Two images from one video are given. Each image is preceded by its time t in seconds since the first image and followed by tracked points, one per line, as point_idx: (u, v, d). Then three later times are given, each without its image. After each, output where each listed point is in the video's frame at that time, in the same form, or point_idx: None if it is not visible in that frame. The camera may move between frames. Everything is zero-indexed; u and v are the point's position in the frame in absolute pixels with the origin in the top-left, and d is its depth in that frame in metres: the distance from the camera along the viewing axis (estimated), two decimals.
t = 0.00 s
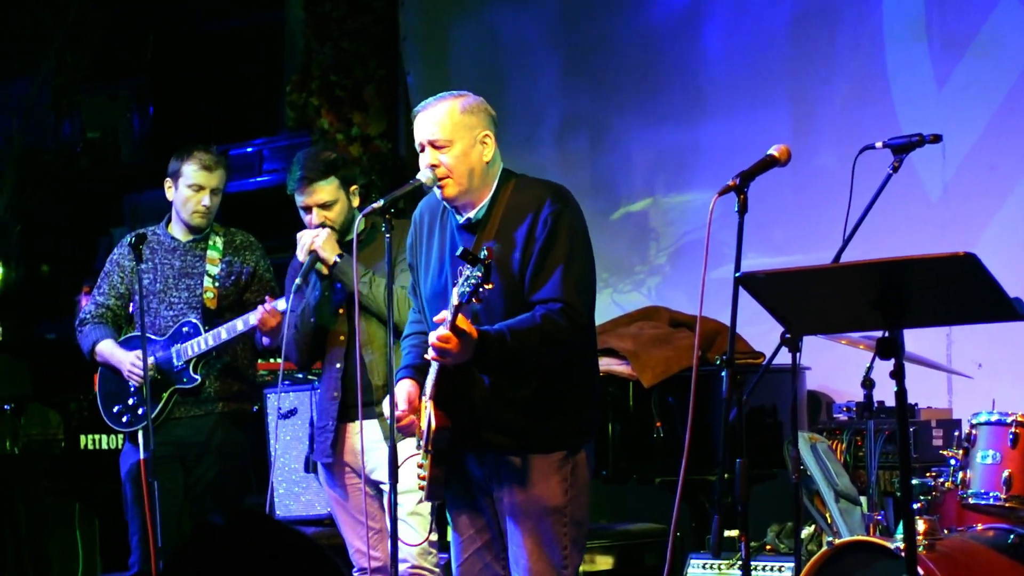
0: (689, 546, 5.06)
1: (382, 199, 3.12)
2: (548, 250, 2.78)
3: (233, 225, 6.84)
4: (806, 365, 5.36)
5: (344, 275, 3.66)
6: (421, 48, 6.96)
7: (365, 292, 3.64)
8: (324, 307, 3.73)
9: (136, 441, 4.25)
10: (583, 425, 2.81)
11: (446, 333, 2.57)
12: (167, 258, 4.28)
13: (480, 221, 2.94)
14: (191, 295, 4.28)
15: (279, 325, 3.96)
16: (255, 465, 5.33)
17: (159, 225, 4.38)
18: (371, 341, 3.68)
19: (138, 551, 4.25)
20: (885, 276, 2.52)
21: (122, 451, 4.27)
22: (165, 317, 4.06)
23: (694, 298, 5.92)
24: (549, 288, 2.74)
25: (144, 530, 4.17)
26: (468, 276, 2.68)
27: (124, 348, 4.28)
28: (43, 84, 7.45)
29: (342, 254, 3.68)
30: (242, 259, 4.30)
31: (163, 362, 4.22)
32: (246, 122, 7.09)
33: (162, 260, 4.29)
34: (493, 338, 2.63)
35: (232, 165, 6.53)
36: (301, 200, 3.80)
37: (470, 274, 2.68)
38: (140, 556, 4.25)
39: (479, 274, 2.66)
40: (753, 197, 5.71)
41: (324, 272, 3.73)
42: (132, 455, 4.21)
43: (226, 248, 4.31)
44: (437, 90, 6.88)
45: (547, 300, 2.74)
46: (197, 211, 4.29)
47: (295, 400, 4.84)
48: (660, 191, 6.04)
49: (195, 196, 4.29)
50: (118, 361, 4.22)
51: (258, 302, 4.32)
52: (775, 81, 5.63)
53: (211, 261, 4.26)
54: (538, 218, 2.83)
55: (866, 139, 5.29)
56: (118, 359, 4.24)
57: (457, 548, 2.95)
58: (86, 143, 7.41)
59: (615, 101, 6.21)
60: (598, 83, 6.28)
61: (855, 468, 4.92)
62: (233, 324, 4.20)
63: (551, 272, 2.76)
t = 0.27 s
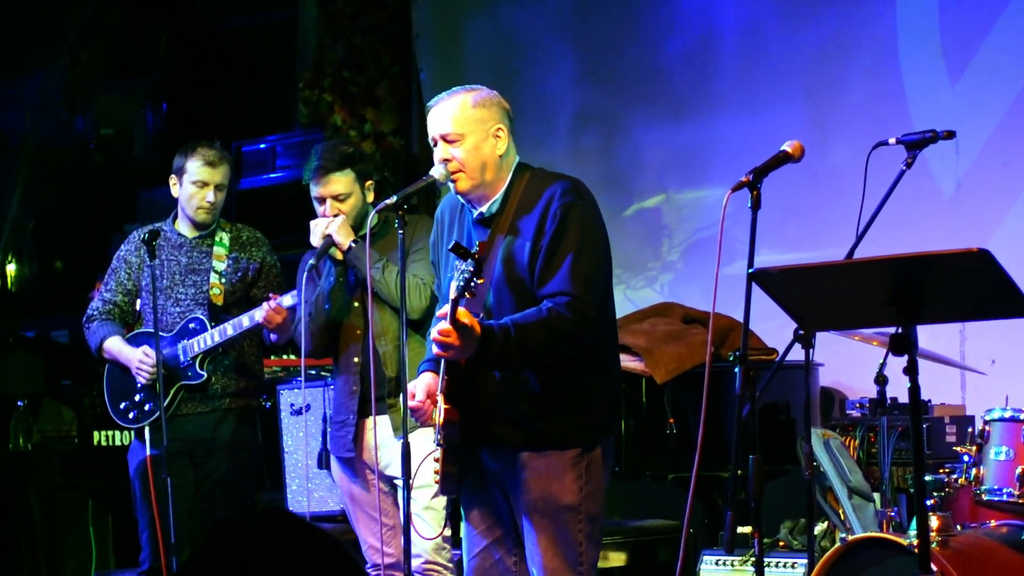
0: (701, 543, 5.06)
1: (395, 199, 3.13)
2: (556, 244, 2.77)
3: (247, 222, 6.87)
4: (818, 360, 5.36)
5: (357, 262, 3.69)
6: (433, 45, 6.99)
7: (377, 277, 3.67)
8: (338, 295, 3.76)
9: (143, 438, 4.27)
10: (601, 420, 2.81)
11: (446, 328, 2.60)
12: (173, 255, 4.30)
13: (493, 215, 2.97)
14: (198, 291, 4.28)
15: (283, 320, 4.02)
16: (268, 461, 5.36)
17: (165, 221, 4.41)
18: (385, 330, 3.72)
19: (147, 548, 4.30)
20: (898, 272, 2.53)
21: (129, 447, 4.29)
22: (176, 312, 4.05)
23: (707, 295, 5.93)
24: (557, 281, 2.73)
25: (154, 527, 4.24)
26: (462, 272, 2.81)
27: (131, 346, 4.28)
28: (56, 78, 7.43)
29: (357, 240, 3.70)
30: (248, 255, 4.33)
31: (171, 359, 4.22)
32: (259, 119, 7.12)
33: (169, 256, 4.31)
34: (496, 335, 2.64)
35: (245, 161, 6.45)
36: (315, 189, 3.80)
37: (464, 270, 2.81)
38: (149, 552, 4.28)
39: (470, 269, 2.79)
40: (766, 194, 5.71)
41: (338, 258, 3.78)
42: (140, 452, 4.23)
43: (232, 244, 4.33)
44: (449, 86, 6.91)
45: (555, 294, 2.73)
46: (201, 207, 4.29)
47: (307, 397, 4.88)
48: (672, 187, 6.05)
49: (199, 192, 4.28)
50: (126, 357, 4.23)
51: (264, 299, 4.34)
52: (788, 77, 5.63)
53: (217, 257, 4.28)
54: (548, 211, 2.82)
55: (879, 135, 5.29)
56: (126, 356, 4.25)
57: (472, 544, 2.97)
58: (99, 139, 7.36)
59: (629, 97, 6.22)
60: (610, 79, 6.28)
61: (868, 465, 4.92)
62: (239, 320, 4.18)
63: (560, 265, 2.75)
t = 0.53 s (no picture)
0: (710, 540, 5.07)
1: (404, 194, 3.14)
2: (563, 241, 2.77)
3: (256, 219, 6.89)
4: (827, 358, 5.36)
5: (367, 257, 3.66)
6: (443, 42, 7.00)
7: (387, 273, 3.66)
8: (348, 288, 3.79)
9: (144, 435, 4.26)
10: (618, 415, 2.81)
11: (451, 331, 2.62)
12: (174, 253, 4.30)
13: (504, 212, 2.98)
14: (199, 289, 4.28)
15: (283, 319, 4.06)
16: (276, 457, 5.38)
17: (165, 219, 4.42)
18: (392, 325, 3.73)
19: (152, 545, 4.31)
20: (907, 270, 2.53)
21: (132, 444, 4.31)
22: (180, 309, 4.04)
23: (716, 292, 5.92)
24: (566, 279, 2.72)
25: (158, 524, 4.24)
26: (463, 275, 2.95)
27: (134, 344, 4.28)
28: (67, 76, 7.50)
29: (367, 236, 3.65)
30: (249, 252, 4.34)
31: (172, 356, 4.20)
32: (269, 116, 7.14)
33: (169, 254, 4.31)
34: (500, 335, 2.63)
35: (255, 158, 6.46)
36: (325, 186, 3.81)
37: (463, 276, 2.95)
38: (154, 550, 4.26)
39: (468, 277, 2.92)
40: (774, 191, 5.70)
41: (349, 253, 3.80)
42: (142, 450, 4.25)
43: (232, 241, 4.34)
44: (458, 83, 6.91)
45: (562, 292, 2.72)
46: (200, 204, 4.27)
47: (316, 394, 4.89)
48: (682, 184, 6.04)
49: (198, 189, 4.26)
50: (129, 357, 4.23)
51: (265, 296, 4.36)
52: (797, 74, 5.62)
53: (218, 254, 4.28)
54: (554, 207, 2.82)
55: (889, 132, 5.28)
56: (128, 354, 4.25)
57: (487, 540, 2.99)
58: (108, 135, 7.28)
59: (638, 95, 6.22)
60: (619, 76, 6.29)
61: (877, 463, 4.92)
62: (239, 316, 4.15)
63: (566, 262, 2.74)
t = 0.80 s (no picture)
0: (715, 538, 5.07)
1: (410, 192, 3.16)
2: (572, 242, 2.77)
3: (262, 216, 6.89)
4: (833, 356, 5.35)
5: (374, 257, 3.69)
6: (450, 40, 7.00)
7: (394, 273, 3.68)
8: (356, 286, 3.79)
9: (144, 432, 4.26)
10: (634, 414, 2.82)
11: (454, 339, 2.66)
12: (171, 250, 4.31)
13: (518, 213, 2.98)
14: (197, 285, 4.30)
15: (275, 315, 4.16)
16: (282, 454, 5.38)
17: (163, 215, 4.41)
18: (399, 325, 3.75)
19: (155, 543, 4.31)
20: (914, 269, 2.53)
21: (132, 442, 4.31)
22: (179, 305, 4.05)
23: (723, 290, 5.92)
24: (575, 282, 2.72)
25: (161, 522, 4.23)
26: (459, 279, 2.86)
27: (131, 340, 4.27)
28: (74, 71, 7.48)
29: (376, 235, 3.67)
30: (246, 249, 4.36)
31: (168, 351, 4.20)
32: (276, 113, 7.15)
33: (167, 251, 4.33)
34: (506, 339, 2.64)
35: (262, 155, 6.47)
36: (334, 184, 3.81)
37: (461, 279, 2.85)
38: (157, 547, 4.26)
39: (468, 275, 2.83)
40: (781, 189, 5.70)
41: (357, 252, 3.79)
42: (142, 448, 4.26)
43: (231, 237, 4.35)
44: (466, 80, 6.91)
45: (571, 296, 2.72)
46: (199, 198, 4.27)
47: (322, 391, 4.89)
48: (688, 183, 6.05)
49: (198, 183, 4.26)
50: (126, 352, 4.21)
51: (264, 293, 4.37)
52: (804, 72, 5.62)
53: (215, 250, 4.30)
54: (563, 210, 2.81)
55: (896, 130, 5.28)
56: (125, 350, 4.23)
57: (507, 537, 3.00)
58: (115, 132, 7.29)
59: (645, 94, 6.22)
60: (626, 74, 6.29)
61: (883, 461, 4.92)
62: (236, 312, 4.20)
63: (575, 265, 2.74)
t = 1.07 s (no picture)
0: (720, 536, 5.06)
1: (415, 189, 3.16)
2: (586, 252, 2.74)
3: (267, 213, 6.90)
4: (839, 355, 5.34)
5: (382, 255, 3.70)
6: (455, 37, 7.00)
7: (403, 272, 3.68)
8: (365, 283, 3.78)
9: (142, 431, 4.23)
10: (650, 413, 2.80)
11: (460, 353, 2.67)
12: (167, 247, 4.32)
13: (539, 217, 2.97)
14: (192, 283, 4.30)
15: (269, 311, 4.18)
16: (286, 451, 5.39)
17: (158, 213, 4.44)
18: (408, 325, 3.76)
19: (155, 540, 4.29)
20: (919, 267, 2.53)
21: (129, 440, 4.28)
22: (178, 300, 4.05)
23: (728, 289, 5.91)
24: (586, 295, 2.70)
25: (161, 520, 4.21)
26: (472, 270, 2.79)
27: (128, 338, 4.26)
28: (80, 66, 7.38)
29: (384, 233, 3.67)
30: (242, 246, 4.37)
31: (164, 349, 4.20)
32: (281, 111, 7.15)
33: (162, 248, 4.34)
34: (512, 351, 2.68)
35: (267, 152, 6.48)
36: (345, 181, 3.78)
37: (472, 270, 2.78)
38: (158, 544, 4.24)
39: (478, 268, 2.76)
40: (786, 187, 5.69)
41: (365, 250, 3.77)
42: (140, 446, 4.23)
43: (226, 234, 4.36)
44: (471, 77, 6.92)
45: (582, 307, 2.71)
46: (194, 193, 4.27)
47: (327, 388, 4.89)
48: (694, 181, 6.03)
49: (192, 178, 4.26)
50: (122, 350, 4.21)
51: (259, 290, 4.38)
52: (810, 70, 5.61)
53: (210, 247, 4.31)
54: (578, 221, 2.79)
55: (902, 128, 5.27)
56: (122, 348, 4.23)
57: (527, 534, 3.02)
58: (121, 130, 7.28)
59: (651, 90, 6.20)
60: (632, 71, 6.28)
61: (888, 459, 4.91)
62: (230, 308, 4.19)
63: (588, 274, 2.73)
